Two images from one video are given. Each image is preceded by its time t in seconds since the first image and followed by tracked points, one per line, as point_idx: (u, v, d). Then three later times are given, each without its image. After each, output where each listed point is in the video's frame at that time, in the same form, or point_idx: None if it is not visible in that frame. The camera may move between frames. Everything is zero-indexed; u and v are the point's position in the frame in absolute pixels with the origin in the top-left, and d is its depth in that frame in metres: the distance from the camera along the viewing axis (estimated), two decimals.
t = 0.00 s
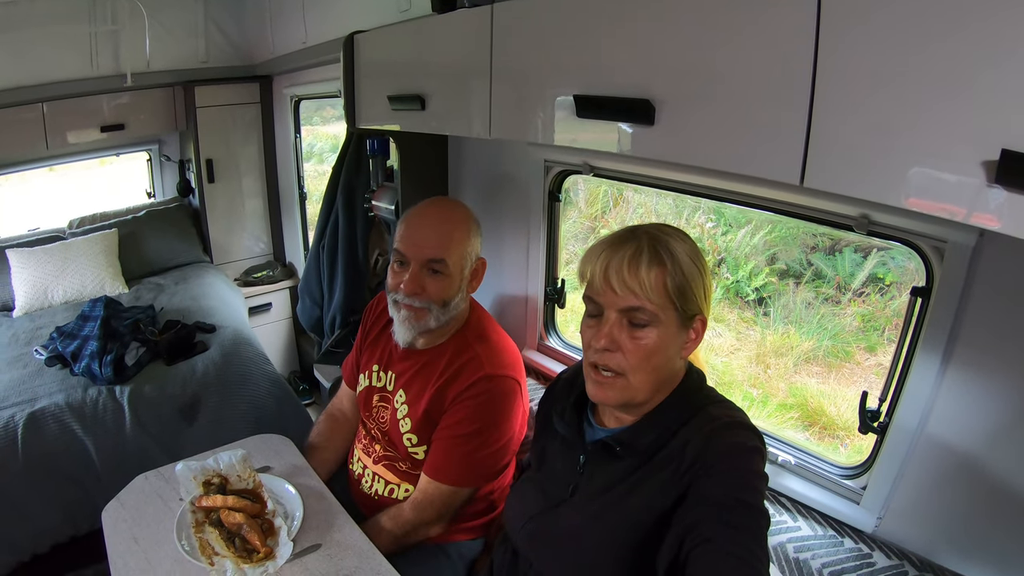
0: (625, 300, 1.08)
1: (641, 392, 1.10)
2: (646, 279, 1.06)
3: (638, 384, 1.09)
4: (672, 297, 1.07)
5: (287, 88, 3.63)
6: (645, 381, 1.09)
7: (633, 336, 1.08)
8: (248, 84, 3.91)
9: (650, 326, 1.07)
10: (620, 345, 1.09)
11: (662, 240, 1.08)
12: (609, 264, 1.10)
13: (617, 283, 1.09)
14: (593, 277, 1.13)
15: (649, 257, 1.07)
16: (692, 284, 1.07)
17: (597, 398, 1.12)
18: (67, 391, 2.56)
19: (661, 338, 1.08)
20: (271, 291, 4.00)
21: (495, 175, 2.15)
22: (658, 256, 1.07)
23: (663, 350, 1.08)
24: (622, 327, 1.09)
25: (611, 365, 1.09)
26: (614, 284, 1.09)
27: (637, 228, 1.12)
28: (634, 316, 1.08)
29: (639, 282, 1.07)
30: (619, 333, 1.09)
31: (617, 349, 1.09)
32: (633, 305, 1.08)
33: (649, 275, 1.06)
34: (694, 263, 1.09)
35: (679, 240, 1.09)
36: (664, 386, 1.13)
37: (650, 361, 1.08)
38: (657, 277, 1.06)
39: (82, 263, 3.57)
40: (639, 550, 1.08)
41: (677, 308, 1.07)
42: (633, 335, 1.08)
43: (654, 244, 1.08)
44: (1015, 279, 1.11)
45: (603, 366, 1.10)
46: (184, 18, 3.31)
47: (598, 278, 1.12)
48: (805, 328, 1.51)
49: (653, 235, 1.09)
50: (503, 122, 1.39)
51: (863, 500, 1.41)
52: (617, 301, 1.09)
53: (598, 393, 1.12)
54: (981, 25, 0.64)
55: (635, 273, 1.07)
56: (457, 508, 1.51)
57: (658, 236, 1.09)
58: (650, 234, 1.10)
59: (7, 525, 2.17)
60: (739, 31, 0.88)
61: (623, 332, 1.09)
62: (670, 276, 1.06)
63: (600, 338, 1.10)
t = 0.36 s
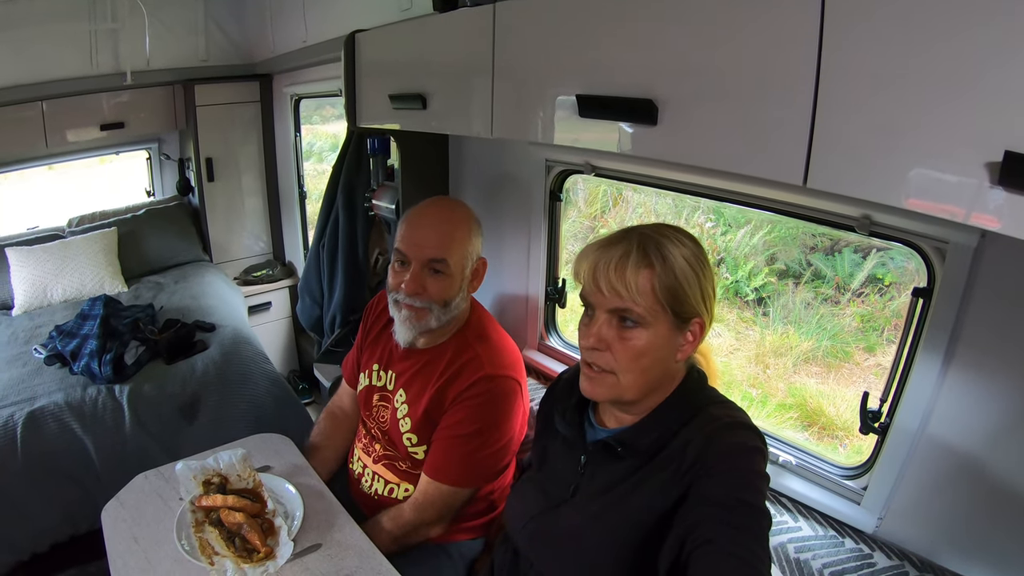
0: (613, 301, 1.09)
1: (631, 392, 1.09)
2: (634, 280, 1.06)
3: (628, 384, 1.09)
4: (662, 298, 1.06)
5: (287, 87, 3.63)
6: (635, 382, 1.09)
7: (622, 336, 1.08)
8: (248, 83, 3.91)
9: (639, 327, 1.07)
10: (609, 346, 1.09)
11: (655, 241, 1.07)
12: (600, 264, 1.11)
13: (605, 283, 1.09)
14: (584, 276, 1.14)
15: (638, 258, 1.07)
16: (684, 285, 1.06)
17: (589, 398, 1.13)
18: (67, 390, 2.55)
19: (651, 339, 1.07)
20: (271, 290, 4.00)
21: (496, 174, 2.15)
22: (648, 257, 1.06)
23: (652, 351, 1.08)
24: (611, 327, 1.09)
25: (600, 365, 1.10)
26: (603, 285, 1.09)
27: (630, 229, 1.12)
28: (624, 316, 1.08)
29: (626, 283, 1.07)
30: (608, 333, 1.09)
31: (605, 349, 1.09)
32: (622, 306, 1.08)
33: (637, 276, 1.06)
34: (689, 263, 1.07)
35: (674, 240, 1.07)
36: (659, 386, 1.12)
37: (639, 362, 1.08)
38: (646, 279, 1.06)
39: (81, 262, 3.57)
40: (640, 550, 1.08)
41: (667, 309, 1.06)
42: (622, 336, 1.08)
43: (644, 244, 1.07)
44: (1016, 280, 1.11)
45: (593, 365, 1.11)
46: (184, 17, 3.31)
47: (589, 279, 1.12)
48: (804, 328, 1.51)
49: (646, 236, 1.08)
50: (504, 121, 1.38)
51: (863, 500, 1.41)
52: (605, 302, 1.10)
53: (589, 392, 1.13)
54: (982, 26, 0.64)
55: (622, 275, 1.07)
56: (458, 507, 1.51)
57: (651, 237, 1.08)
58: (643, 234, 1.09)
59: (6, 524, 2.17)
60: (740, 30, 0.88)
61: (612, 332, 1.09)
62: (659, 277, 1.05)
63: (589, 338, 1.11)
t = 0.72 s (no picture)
0: (611, 301, 1.09)
1: (629, 391, 1.10)
2: (632, 281, 1.06)
3: (626, 384, 1.10)
4: (660, 298, 1.06)
5: (287, 85, 3.63)
6: (633, 382, 1.09)
7: (620, 336, 1.09)
8: (248, 81, 3.91)
9: (637, 327, 1.07)
10: (607, 345, 1.10)
11: (655, 241, 1.07)
12: (599, 264, 1.11)
13: (604, 283, 1.09)
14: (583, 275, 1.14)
15: (636, 258, 1.07)
16: (683, 285, 1.05)
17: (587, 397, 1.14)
18: (66, 388, 2.55)
19: (648, 339, 1.07)
20: (271, 289, 4.00)
21: (496, 174, 2.16)
22: (647, 257, 1.06)
23: (650, 351, 1.08)
24: (609, 327, 1.09)
25: (599, 364, 1.11)
26: (602, 284, 1.10)
27: (630, 228, 1.12)
28: (622, 316, 1.08)
29: (625, 283, 1.07)
30: (606, 332, 1.09)
31: (604, 349, 1.10)
32: (620, 306, 1.08)
33: (636, 277, 1.06)
34: (688, 263, 1.07)
35: (673, 240, 1.07)
36: (657, 387, 1.12)
37: (637, 362, 1.08)
38: (645, 279, 1.06)
39: (81, 260, 3.56)
40: (640, 550, 1.08)
41: (665, 309, 1.06)
42: (620, 335, 1.09)
43: (643, 245, 1.07)
44: (1016, 281, 1.11)
45: (591, 364, 1.12)
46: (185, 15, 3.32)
47: (588, 278, 1.13)
48: (804, 328, 1.51)
49: (645, 236, 1.08)
50: (505, 120, 1.38)
51: (863, 501, 1.41)
52: (605, 301, 1.10)
53: (587, 389, 1.13)
54: (982, 26, 0.64)
55: (620, 275, 1.07)
56: (452, 507, 1.51)
57: (650, 236, 1.08)
58: (643, 234, 1.08)
59: (6, 522, 2.17)
60: (740, 30, 0.88)
61: (610, 332, 1.09)
62: (658, 278, 1.05)
63: (588, 337, 1.12)
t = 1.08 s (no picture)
0: (643, 298, 1.08)
1: (660, 388, 1.10)
2: (664, 276, 1.07)
3: (655, 381, 1.09)
4: (688, 292, 1.08)
5: (287, 84, 3.63)
6: (661, 378, 1.10)
7: (651, 333, 1.08)
8: (248, 80, 3.91)
9: (667, 322, 1.08)
10: (639, 343, 1.08)
11: (674, 238, 1.09)
12: (624, 261, 1.09)
13: (636, 281, 1.08)
14: (607, 276, 1.12)
15: (663, 254, 1.07)
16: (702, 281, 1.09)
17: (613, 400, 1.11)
18: (66, 387, 2.55)
19: (677, 334, 1.09)
20: (271, 288, 4.00)
21: (497, 174, 2.15)
22: (674, 253, 1.08)
23: (680, 346, 1.09)
24: (641, 325, 1.09)
25: (631, 365, 1.09)
26: (631, 281, 1.08)
27: (643, 226, 1.12)
28: (652, 313, 1.08)
29: (658, 278, 1.07)
30: (638, 331, 1.09)
31: (638, 348, 1.08)
32: (652, 302, 1.08)
33: (666, 272, 1.07)
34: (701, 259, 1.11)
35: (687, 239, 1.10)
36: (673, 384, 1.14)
37: (668, 358, 1.09)
38: (674, 274, 1.07)
39: (81, 259, 3.56)
40: (640, 549, 1.08)
41: (690, 304, 1.09)
42: (653, 333, 1.08)
43: (666, 242, 1.09)
44: (1017, 281, 1.11)
45: (622, 367, 1.09)
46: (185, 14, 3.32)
47: (613, 276, 1.11)
48: (804, 327, 1.51)
49: (666, 233, 1.10)
50: (505, 119, 1.38)
51: (863, 500, 1.41)
52: (635, 299, 1.09)
53: (616, 393, 1.11)
54: (981, 27, 0.64)
55: (654, 271, 1.07)
56: (438, 514, 1.51)
57: (669, 234, 1.10)
58: (659, 232, 1.10)
59: (6, 521, 2.17)
60: (739, 30, 0.88)
61: (642, 330, 1.08)
62: (685, 272, 1.08)
63: (620, 338, 1.09)
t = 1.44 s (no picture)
0: (643, 296, 1.08)
1: (659, 387, 1.11)
2: (664, 274, 1.07)
3: (654, 380, 1.10)
4: (687, 291, 1.08)
5: (288, 85, 3.64)
6: (661, 377, 1.10)
7: (650, 331, 1.09)
8: (249, 81, 3.91)
9: (666, 320, 1.09)
10: (638, 341, 1.09)
11: (674, 237, 1.10)
12: (624, 259, 1.10)
13: (636, 279, 1.08)
14: (607, 273, 1.12)
15: (663, 252, 1.08)
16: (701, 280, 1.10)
17: (613, 399, 1.12)
18: (67, 387, 2.55)
19: (676, 332, 1.09)
20: (272, 289, 4.01)
21: (497, 174, 2.16)
22: (673, 251, 1.08)
23: (680, 344, 1.10)
24: (641, 323, 1.09)
25: (631, 363, 1.09)
26: (631, 279, 1.09)
27: (642, 224, 1.12)
28: (651, 311, 1.09)
29: (658, 277, 1.07)
30: (638, 329, 1.09)
31: (637, 346, 1.09)
32: (652, 301, 1.08)
33: (666, 271, 1.07)
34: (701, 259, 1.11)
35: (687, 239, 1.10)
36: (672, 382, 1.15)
37: (668, 357, 1.10)
38: (674, 273, 1.08)
39: (82, 260, 3.57)
40: (640, 549, 1.08)
41: (689, 302, 1.09)
42: (653, 331, 1.09)
43: (665, 241, 1.09)
44: (1017, 280, 1.11)
45: (622, 364, 1.10)
46: (186, 15, 3.33)
47: (612, 274, 1.11)
48: (805, 328, 1.51)
49: (665, 232, 1.10)
50: (506, 120, 1.38)
51: (862, 500, 1.41)
52: (635, 297, 1.09)
53: (615, 392, 1.11)
54: (979, 27, 0.64)
55: (653, 269, 1.07)
56: (427, 520, 1.51)
57: (669, 233, 1.10)
58: (658, 230, 1.10)
59: (7, 521, 2.17)
60: (739, 30, 0.88)
61: (643, 328, 1.09)
62: (685, 271, 1.08)
63: (620, 336, 1.10)
